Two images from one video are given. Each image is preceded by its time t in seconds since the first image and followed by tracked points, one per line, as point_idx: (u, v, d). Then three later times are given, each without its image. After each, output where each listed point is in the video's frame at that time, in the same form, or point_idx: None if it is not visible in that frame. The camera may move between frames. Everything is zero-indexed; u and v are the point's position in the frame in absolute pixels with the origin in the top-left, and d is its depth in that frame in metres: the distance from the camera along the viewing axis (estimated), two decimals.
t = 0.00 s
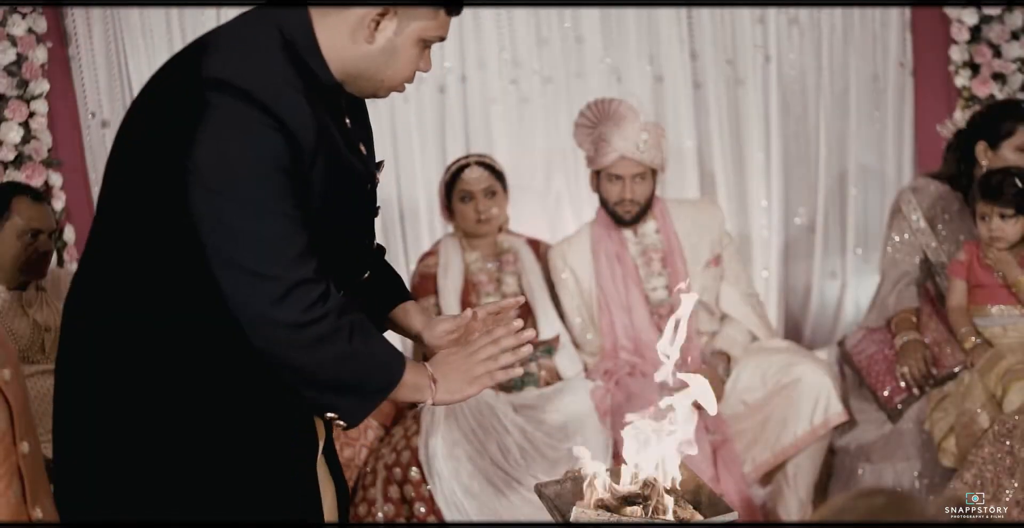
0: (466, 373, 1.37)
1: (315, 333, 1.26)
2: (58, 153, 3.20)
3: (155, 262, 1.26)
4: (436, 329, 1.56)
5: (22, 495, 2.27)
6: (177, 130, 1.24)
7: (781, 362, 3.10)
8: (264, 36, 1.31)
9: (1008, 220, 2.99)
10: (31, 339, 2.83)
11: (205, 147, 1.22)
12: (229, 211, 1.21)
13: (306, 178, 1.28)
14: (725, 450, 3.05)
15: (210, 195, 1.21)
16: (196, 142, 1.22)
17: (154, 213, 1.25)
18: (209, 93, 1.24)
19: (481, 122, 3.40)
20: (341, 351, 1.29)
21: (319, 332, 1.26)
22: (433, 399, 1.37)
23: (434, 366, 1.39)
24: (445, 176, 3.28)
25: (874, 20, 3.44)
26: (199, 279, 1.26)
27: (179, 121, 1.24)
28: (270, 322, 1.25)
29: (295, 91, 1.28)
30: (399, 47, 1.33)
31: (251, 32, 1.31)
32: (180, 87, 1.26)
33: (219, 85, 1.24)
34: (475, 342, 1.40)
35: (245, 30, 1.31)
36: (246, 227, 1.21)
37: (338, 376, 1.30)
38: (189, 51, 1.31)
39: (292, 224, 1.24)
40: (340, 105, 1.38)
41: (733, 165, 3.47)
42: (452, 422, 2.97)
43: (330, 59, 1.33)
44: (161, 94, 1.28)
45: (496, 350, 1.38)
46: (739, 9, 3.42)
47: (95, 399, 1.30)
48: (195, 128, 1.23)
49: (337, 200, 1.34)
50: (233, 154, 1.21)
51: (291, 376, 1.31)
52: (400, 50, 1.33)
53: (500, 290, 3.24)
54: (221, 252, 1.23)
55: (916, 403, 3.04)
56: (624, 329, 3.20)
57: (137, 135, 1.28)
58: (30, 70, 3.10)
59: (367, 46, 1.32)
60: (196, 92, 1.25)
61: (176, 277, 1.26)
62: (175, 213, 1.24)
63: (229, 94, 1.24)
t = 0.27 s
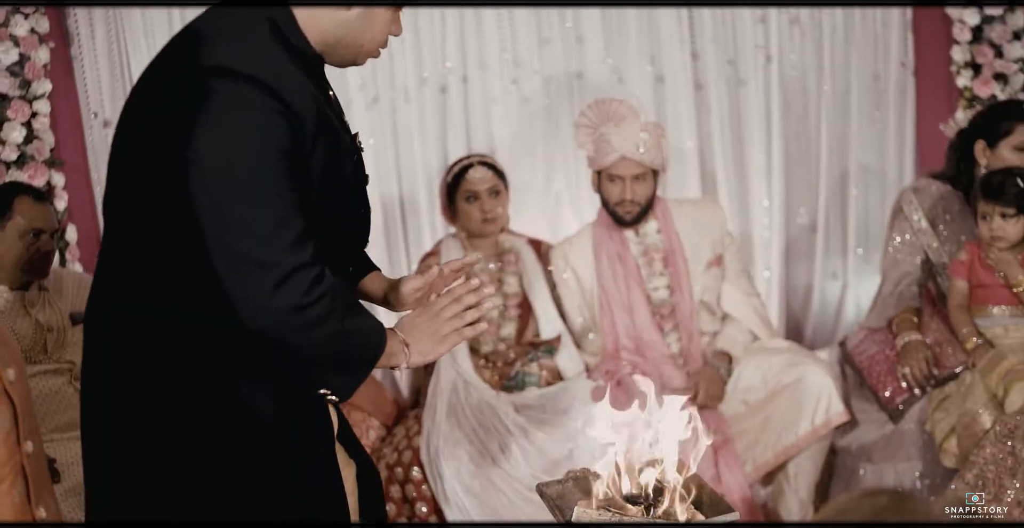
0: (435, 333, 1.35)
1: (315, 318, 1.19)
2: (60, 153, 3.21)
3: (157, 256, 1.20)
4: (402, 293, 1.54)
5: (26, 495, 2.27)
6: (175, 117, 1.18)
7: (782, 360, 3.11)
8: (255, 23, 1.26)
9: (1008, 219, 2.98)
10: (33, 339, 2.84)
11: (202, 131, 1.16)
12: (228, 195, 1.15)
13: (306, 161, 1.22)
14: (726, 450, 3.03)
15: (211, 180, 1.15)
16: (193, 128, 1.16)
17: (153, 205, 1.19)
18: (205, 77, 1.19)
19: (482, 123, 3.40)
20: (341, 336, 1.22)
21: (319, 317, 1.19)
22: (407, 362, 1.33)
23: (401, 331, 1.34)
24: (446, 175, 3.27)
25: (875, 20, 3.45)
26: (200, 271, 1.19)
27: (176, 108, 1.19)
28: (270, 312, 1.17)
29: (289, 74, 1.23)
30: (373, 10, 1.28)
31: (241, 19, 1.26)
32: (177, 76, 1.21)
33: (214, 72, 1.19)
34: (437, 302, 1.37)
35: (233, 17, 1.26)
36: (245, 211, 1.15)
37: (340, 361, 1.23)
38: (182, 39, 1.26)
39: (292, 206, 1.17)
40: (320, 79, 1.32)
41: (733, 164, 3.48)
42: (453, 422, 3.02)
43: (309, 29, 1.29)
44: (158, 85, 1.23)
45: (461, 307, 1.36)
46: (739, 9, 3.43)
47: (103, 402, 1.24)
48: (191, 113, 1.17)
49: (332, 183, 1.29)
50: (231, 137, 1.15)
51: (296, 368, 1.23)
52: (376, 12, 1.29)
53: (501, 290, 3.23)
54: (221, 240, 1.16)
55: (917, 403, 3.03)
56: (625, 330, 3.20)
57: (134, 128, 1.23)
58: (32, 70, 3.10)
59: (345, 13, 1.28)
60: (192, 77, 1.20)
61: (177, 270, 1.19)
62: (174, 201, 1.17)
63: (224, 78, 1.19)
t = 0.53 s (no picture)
0: (423, 296, 1.41)
1: (336, 296, 1.24)
2: (60, 154, 3.21)
3: (181, 250, 1.26)
4: (377, 262, 1.59)
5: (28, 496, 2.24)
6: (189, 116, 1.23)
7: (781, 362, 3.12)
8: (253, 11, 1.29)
9: (1005, 221, 2.97)
10: (32, 340, 2.85)
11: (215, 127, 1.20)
12: (245, 189, 1.19)
13: (324, 140, 1.26)
14: (726, 453, 3.01)
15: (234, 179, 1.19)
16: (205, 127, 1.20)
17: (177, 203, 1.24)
18: (215, 73, 1.23)
19: (482, 126, 3.40)
20: (353, 312, 1.27)
21: (339, 295, 1.24)
22: (401, 326, 1.40)
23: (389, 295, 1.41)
24: (446, 178, 3.27)
25: (875, 22, 3.46)
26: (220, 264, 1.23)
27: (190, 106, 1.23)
28: (293, 296, 1.21)
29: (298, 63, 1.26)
30: None
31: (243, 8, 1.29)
32: (189, 73, 1.26)
33: (223, 65, 1.23)
34: (422, 264, 1.42)
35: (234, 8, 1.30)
36: (262, 201, 1.19)
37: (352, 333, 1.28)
38: (188, 35, 1.30)
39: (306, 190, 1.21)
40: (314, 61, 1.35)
41: (734, 166, 3.49)
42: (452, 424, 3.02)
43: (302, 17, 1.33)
44: (171, 84, 1.28)
45: (445, 269, 1.41)
46: (739, 9, 3.42)
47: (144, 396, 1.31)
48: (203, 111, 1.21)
49: (347, 161, 1.33)
50: (243, 129, 1.19)
51: (312, 346, 1.28)
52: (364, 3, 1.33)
53: (501, 292, 3.23)
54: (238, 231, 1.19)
55: (916, 405, 3.03)
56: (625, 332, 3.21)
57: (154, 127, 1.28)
58: (33, 71, 3.10)
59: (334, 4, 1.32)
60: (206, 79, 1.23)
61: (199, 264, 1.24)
62: (197, 200, 1.22)
63: (234, 70, 1.22)
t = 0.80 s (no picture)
0: (437, 276, 1.41)
1: (380, 283, 1.22)
2: (63, 160, 3.22)
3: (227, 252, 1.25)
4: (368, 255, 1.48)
5: (34, 502, 2.24)
6: (229, 114, 1.22)
7: (783, 369, 3.12)
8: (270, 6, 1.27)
9: (1004, 228, 2.95)
10: (34, 346, 2.85)
11: (257, 120, 1.19)
12: (292, 180, 1.17)
13: (359, 130, 1.24)
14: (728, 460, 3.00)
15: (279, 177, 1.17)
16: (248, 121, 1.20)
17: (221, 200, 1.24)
18: (247, 70, 1.22)
19: (483, 134, 3.40)
20: (395, 300, 1.25)
21: (383, 281, 1.22)
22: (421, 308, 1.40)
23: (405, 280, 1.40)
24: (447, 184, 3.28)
25: (876, 30, 3.50)
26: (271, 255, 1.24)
27: (227, 104, 1.23)
28: (341, 287, 1.19)
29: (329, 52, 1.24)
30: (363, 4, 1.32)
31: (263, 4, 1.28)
32: (219, 72, 1.25)
33: (253, 61, 1.22)
34: (432, 249, 1.42)
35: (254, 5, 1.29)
36: (307, 192, 1.17)
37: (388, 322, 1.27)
38: (209, 39, 1.29)
39: (350, 177, 1.19)
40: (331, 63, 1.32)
41: (735, 174, 3.49)
42: (454, 430, 2.99)
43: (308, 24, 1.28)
44: (201, 85, 1.27)
45: (453, 250, 1.42)
46: (738, 8, 3.46)
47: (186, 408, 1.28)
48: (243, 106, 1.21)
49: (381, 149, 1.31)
50: (284, 121, 1.18)
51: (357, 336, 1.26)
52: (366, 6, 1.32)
53: (502, 299, 3.20)
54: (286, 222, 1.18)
55: (918, 413, 3.02)
56: (626, 339, 3.21)
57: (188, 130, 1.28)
58: (36, 78, 3.11)
59: (340, 10, 1.30)
60: (241, 79, 1.22)
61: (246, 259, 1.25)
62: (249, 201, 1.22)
63: (263, 63, 1.21)
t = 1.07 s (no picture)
0: (460, 277, 1.43)
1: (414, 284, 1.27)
2: (72, 178, 3.23)
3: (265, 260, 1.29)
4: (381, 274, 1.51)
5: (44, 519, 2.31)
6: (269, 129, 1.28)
7: (790, 394, 3.10)
8: (303, 28, 1.34)
9: (1009, 255, 3.00)
10: (42, 365, 2.85)
11: (299, 132, 1.24)
12: (331, 184, 1.23)
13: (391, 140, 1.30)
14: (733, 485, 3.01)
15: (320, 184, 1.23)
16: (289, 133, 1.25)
17: (260, 211, 1.29)
18: (285, 86, 1.28)
19: (490, 155, 3.41)
20: (427, 308, 1.30)
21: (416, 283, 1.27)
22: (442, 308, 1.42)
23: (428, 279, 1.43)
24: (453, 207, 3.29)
25: (881, 57, 3.56)
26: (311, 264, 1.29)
27: (267, 118, 1.28)
28: (378, 287, 1.24)
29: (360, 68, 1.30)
30: (380, 26, 1.40)
31: (294, 25, 1.35)
32: (253, 90, 1.31)
33: (292, 78, 1.28)
34: (450, 253, 1.45)
35: (288, 23, 1.35)
36: (346, 194, 1.22)
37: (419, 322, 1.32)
38: (242, 62, 1.35)
39: (385, 182, 1.25)
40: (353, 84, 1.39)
41: (742, 200, 3.50)
42: (459, 452, 3.04)
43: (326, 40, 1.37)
44: (234, 103, 1.33)
45: (474, 252, 1.46)
46: (740, 8, 3.51)
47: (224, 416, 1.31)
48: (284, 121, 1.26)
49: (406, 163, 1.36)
50: (325, 132, 1.23)
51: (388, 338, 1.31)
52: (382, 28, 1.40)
53: (507, 322, 3.20)
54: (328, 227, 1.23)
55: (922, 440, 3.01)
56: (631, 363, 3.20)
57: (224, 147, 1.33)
58: (48, 95, 3.15)
59: (357, 30, 1.39)
60: (281, 93, 1.28)
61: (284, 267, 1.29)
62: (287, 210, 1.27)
63: (306, 80, 1.27)
